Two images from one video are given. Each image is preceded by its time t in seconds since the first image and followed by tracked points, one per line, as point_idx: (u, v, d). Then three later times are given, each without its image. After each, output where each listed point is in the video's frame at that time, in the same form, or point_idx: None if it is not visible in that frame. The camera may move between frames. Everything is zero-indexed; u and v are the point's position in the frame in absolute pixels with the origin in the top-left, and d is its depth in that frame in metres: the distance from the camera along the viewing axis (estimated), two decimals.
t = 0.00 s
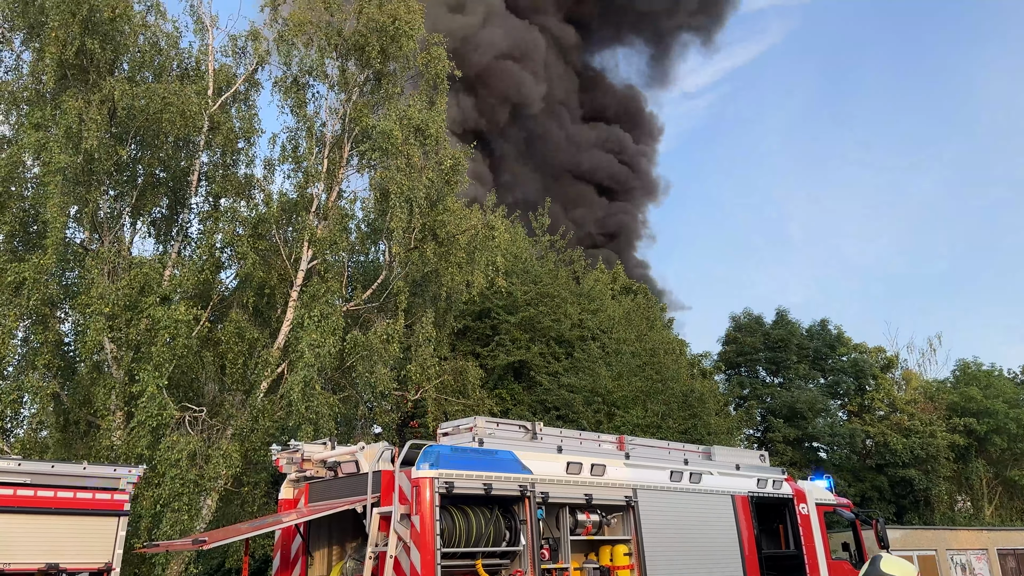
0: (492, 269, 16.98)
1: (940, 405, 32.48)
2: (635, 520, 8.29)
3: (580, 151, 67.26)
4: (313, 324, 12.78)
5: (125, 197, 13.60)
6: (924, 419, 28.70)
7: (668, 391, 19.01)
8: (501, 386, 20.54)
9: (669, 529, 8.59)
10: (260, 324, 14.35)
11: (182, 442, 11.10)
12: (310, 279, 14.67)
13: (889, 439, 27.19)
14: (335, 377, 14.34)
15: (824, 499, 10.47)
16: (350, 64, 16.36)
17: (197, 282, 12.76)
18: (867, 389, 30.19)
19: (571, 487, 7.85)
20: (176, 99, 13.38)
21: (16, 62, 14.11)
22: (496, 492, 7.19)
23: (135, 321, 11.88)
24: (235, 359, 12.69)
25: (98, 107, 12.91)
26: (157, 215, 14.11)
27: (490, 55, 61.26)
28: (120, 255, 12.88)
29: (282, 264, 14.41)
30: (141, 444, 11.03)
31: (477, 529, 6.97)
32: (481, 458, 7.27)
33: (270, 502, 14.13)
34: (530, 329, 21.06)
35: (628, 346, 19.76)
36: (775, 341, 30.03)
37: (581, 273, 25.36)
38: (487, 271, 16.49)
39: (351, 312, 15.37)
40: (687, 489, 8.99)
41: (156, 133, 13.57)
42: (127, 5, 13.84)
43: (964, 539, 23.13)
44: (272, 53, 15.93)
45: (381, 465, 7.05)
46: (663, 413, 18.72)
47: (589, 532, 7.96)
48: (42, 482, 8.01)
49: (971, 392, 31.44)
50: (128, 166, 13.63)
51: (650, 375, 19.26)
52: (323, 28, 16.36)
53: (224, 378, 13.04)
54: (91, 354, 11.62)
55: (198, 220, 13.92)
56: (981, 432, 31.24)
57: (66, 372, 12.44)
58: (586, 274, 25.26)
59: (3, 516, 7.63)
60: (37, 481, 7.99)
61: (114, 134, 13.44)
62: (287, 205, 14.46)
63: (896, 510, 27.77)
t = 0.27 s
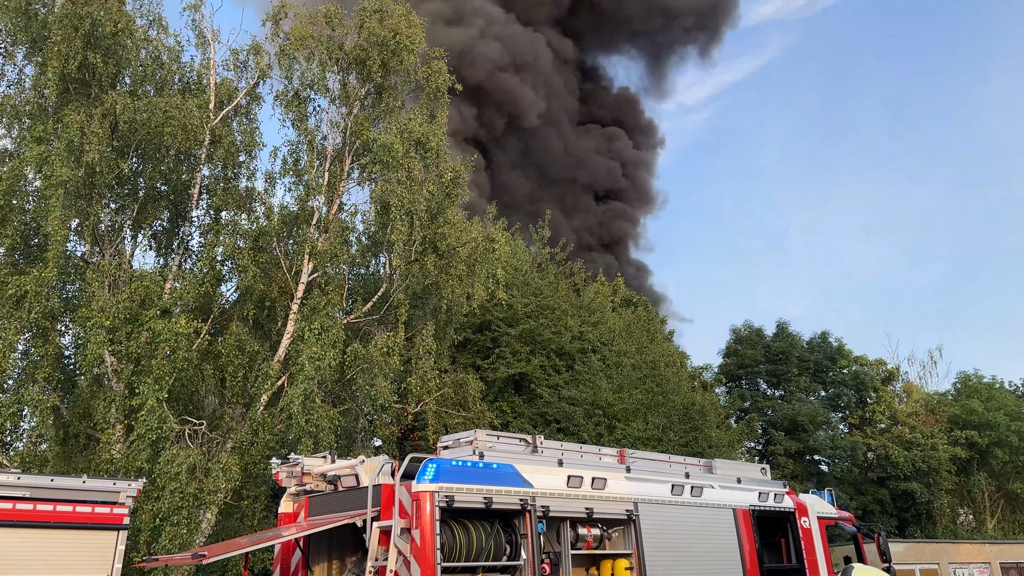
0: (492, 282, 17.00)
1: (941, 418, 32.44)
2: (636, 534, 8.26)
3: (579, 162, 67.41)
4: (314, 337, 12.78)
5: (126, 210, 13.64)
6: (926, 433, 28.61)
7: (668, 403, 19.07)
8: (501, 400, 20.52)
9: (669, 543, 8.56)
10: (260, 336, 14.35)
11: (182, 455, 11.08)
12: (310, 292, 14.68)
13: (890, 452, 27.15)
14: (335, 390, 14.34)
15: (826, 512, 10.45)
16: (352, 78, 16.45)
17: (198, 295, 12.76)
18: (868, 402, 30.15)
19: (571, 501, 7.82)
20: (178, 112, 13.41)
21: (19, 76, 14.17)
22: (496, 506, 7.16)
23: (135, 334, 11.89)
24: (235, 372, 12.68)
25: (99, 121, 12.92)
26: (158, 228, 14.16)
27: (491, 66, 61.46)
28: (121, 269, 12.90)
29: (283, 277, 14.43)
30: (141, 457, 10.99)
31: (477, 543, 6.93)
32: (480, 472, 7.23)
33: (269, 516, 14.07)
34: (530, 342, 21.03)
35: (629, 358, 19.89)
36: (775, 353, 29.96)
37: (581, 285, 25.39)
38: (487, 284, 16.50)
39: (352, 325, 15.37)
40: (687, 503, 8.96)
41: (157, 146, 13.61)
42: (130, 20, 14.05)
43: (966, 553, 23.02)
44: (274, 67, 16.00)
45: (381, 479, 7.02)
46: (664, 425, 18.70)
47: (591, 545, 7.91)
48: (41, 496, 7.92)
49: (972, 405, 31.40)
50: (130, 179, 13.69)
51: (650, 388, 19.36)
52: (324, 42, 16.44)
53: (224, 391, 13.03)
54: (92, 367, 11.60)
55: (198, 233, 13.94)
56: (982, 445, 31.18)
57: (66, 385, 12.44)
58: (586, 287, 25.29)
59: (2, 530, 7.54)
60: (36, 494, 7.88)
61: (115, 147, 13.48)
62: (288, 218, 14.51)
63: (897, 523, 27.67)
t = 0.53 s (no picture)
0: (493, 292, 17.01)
1: (942, 428, 32.41)
2: (637, 546, 8.24)
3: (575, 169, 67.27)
4: (314, 348, 12.79)
5: (127, 221, 13.68)
6: (928, 443, 28.48)
7: (668, 414, 19.13)
8: (501, 410, 20.47)
9: (671, 555, 8.52)
10: (261, 347, 14.37)
11: (182, 466, 11.06)
12: (311, 302, 14.70)
13: (891, 462, 27.03)
14: (335, 401, 14.34)
15: (827, 523, 10.42)
16: (352, 89, 16.53)
17: (198, 306, 12.77)
18: (869, 413, 29.98)
19: (572, 511, 7.81)
20: (179, 123, 13.42)
21: (20, 87, 14.22)
22: (497, 517, 7.12)
23: (135, 345, 11.88)
24: (235, 382, 12.65)
25: (100, 132, 12.96)
26: (158, 238, 14.20)
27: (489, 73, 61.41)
28: (122, 279, 12.92)
29: (284, 287, 14.45)
30: (141, 468, 10.97)
31: (478, 555, 6.88)
32: (481, 483, 7.19)
33: (269, 527, 14.03)
34: (530, 352, 20.93)
35: (629, 369, 20.08)
36: (777, 364, 30.37)
37: (582, 295, 25.40)
38: (488, 294, 16.49)
39: (352, 335, 15.36)
40: (689, 514, 8.93)
41: (158, 157, 13.66)
42: (132, 32, 14.09)
43: (969, 564, 22.91)
44: (274, 78, 16.07)
45: (380, 491, 6.97)
46: (665, 435, 18.78)
47: (592, 557, 7.86)
48: (40, 506, 7.65)
49: (973, 415, 31.36)
50: (131, 190, 13.73)
51: (651, 399, 19.47)
52: (325, 53, 16.52)
53: (224, 402, 13.02)
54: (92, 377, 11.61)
55: (199, 243, 13.96)
56: (984, 455, 31.12)
57: (67, 396, 12.44)
58: (586, 297, 25.30)
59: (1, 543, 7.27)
60: (35, 506, 7.60)
61: (116, 158, 13.51)
62: (289, 228, 14.58)
63: (899, 534, 27.58)
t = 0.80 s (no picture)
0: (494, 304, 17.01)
1: (944, 441, 32.34)
2: (638, 560, 8.20)
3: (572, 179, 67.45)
4: (314, 361, 12.77)
5: (127, 234, 13.71)
6: (930, 455, 28.11)
7: (670, 426, 19.47)
8: (501, 423, 20.34)
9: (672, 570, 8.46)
10: (261, 360, 14.38)
11: (181, 479, 11.02)
12: (311, 314, 14.69)
13: (892, 475, 26.86)
14: (335, 414, 14.32)
15: (830, 537, 10.36)
16: (353, 103, 16.61)
17: (199, 319, 12.76)
18: (870, 426, 29.95)
19: (572, 526, 7.77)
20: (181, 137, 13.44)
21: (22, 101, 14.27)
22: (497, 531, 7.07)
23: (135, 358, 11.86)
24: (235, 395, 12.63)
25: (102, 145, 12.99)
26: (159, 251, 14.23)
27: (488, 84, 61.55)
28: (122, 292, 12.92)
29: (284, 299, 14.45)
30: (140, 481, 10.94)
31: (479, 570, 6.82)
32: (481, 496, 7.15)
33: (267, 541, 13.96)
34: (530, 364, 20.82)
35: (630, 382, 20.37)
36: (777, 377, 30.53)
37: (582, 308, 25.41)
38: (489, 306, 16.46)
39: (352, 348, 15.35)
40: (690, 528, 8.90)
41: (159, 171, 13.70)
42: (133, 47, 14.12)
43: None
44: (276, 91, 16.14)
45: (381, 505, 6.92)
46: (665, 448, 19.02)
47: (593, 571, 7.78)
48: (40, 520, 7.60)
49: (975, 428, 31.29)
50: (132, 204, 13.77)
51: (652, 413, 19.76)
52: (327, 67, 16.61)
53: (223, 415, 12.99)
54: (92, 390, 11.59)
55: (199, 256, 13.97)
56: (985, 468, 31.02)
57: (66, 409, 12.43)
58: (586, 309, 25.30)
59: None
60: (34, 519, 7.56)
61: (117, 172, 13.54)
62: (289, 240, 14.65)
63: (901, 548, 27.46)
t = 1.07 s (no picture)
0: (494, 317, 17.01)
1: (945, 454, 32.27)
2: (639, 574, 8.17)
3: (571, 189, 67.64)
4: (314, 374, 12.76)
5: (128, 247, 13.72)
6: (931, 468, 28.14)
7: (671, 439, 19.71)
8: (502, 436, 20.19)
9: None
10: (260, 372, 14.37)
11: (180, 493, 10.97)
12: (312, 327, 14.68)
13: (894, 488, 26.77)
14: (335, 427, 14.29)
15: (832, 551, 10.47)
16: (354, 116, 16.67)
17: (199, 332, 12.75)
18: (872, 439, 29.86)
19: (573, 540, 7.73)
20: (182, 150, 13.45)
21: (23, 114, 14.30)
22: (498, 546, 7.06)
23: (135, 371, 11.84)
24: (234, 409, 12.60)
25: (103, 159, 13.01)
26: (159, 264, 14.24)
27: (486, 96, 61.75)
28: (122, 305, 12.93)
29: (284, 312, 14.45)
30: (139, 495, 10.91)
31: None
32: (481, 510, 7.13)
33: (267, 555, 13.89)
34: (531, 377, 20.73)
35: (631, 394, 20.50)
36: (778, 390, 30.53)
37: (582, 320, 25.41)
38: (489, 319, 16.44)
39: (352, 360, 15.33)
40: (691, 542, 8.87)
41: (160, 184, 13.74)
42: (135, 60, 14.16)
43: None
44: (277, 105, 16.20)
45: (380, 519, 6.87)
46: (667, 461, 19.17)
47: None
48: (38, 534, 7.54)
49: (977, 441, 31.23)
50: (132, 217, 13.78)
51: (653, 426, 19.94)
52: (327, 80, 16.70)
53: (223, 428, 12.95)
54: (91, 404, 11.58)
55: (200, 269, 13.97)
56: (987, 481, 30.94)
57: (66, 423, 12.40)
58: (586, 321, 25.31)
59: None
60: (32, 533, 7.50)
61: (118, 185, 13.56)
62: (290, 253, 14.64)
63: (903, 561, 27.34)
